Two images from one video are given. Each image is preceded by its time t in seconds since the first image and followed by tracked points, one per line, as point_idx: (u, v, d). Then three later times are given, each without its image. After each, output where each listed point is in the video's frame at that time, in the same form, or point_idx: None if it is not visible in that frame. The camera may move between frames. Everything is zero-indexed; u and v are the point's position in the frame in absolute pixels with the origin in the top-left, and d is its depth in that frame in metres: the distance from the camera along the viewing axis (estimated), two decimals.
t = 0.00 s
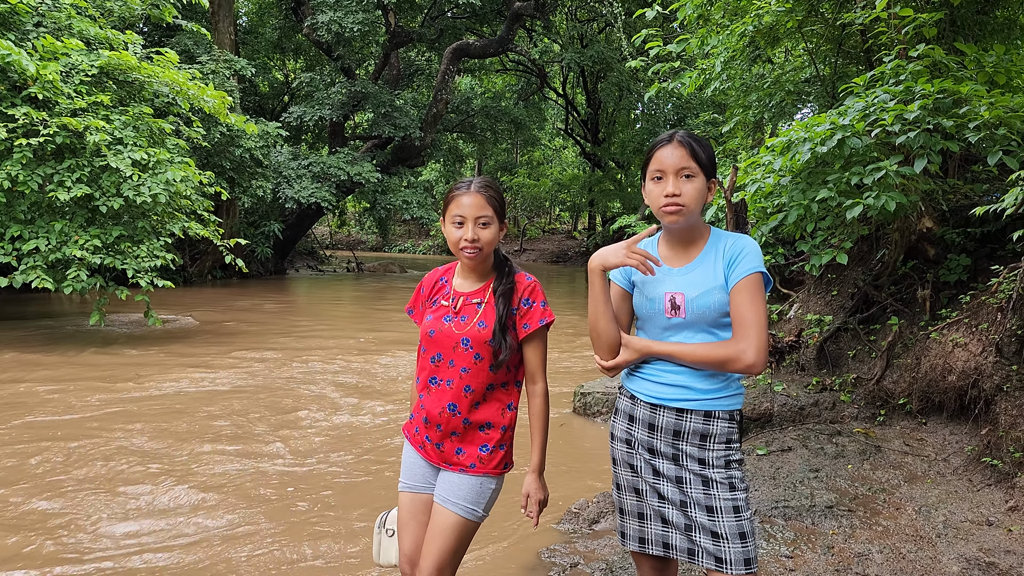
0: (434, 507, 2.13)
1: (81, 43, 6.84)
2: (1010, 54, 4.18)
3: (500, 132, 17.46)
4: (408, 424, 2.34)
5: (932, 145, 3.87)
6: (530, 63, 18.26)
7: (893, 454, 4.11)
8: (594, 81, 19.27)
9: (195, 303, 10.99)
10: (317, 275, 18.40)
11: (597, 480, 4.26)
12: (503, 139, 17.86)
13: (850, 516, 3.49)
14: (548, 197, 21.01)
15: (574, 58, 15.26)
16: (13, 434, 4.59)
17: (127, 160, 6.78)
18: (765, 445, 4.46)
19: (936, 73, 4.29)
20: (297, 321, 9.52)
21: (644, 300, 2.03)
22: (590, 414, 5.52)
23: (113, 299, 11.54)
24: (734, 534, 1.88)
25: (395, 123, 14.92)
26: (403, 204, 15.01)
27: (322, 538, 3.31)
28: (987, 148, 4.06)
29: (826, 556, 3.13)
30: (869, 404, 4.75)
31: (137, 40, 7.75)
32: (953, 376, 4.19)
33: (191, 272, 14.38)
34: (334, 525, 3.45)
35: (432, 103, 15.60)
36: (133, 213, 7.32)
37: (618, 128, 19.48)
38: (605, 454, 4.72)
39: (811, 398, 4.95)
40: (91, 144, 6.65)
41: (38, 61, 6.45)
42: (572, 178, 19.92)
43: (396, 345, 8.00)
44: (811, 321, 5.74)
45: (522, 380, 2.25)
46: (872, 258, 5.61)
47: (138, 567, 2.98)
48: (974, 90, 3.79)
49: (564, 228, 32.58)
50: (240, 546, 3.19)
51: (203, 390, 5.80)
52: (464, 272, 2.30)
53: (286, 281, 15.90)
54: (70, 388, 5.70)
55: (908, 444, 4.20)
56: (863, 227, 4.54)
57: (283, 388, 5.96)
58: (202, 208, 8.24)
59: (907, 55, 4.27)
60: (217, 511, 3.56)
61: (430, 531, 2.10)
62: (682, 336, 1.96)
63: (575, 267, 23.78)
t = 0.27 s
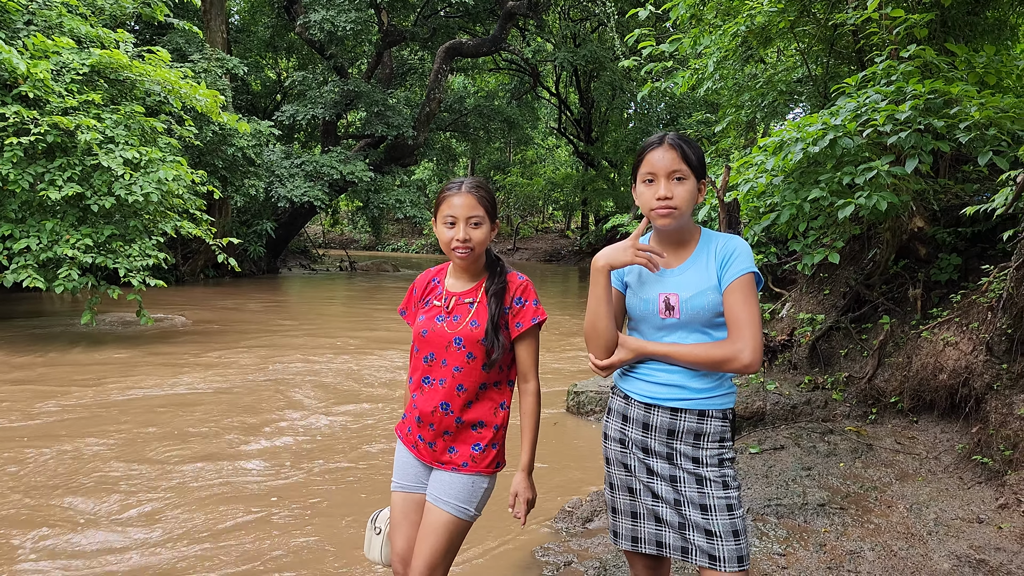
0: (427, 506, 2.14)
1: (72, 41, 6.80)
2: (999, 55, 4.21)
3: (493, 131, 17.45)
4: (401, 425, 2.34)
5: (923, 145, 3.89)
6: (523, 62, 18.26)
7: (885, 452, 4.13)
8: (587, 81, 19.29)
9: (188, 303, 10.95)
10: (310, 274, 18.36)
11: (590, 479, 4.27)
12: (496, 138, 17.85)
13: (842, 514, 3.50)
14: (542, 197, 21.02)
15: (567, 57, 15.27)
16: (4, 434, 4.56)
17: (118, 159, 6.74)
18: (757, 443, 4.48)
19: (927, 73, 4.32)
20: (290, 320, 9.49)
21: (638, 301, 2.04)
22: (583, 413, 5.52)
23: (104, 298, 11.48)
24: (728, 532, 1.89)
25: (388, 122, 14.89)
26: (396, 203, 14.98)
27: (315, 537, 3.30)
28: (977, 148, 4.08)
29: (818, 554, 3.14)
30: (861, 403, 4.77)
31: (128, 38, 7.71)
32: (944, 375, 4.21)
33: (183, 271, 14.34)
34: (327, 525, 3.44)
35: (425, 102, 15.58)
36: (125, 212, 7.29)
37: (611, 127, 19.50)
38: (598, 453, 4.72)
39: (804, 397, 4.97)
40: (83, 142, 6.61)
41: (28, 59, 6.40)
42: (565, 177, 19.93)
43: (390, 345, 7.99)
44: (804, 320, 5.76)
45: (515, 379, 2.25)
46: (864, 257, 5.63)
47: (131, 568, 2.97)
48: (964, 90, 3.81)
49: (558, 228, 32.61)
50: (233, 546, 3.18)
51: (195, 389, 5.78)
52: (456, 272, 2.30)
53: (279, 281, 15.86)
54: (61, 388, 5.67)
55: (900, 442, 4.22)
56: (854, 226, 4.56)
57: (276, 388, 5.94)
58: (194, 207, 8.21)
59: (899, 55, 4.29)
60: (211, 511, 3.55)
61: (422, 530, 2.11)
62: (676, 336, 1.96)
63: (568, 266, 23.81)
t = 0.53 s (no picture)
0: (424, 501, 2.13)
1: (66, 40, 6.78)
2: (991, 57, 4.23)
3: (488, 132, 17.46)
4: (400, 420, 2.34)
5: (917, 146, 3.91)
6: (518, 63, 18.27)
7: (879, 451, 4.14)
8: (582, 82, 19.31)
9: (181, 303, 10.91)
10: (304, 275, 18.33)
11: (585, 478, 4.27)
12: (491, 139, 17.86)
13: (837, 512, 3.52)
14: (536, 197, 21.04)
15: (561, 58, 15.27)
16: None
17: (112, 158, 6.72)
18: (752, 442, 4.49)
19: (921, 75, 4.34)
20: (284, 321, 9.48)
21: (637, 298, 2.04)
22: (578, 413, 5.53)
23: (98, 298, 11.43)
24: (726, 527, 1.89)
25: (383, 122, 14.89)
26: (391, 204, 14.97)
27: (311, 536, 3.30)
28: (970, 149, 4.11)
29: (812, 552, 3.15)
30: (855, 402, 4.79)
31: (123, 37, 7.69)
32: (937, 374, 4.23)
33: (176, 272, 14.30)
34: (323, 524, 3.44)
35: (420, 102, 15.58)
36: (119, 211, 7.26)
37: (605, 128, 19.54)
38: (593, 453, 4.73)
39: (798, 396, 4.98)
40: (77, 141, 6.59)
41: (22, 57, 6.38)
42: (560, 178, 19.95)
43: (385, 345, 7.98)
44: (798, 320, 5.78)
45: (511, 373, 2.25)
46: (858, 258, 5.62)
47: (126, 567, 2.96)
48: (958, 91, 3.83)
49: (552, 229, 32.64)
50: (229, 545, 3.18)
51: (190, 390, 5.77)
52: (453, 267, 2.31)
53: (273, 281, 15.83)
54: (55, 388, 5.65)
55: (894, 441, 4.24)
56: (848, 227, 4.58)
57: (271, 388, 5.93)
58: (188, 207, 8.19)
59: (893, 57, 4.31)
60: (206, 510, 3.54)
61: (419, 525, 2.11)
62: (676, 332, 1.97)
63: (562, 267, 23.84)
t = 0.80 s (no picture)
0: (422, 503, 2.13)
1: (63, 45, 6.77)
2: (986, 61, 4.24)
3: (485, 134, 17.47)
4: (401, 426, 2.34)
5: (913, 150, 3.92)
6: (515, 65, 18.29)
7: (876, 455, 4.15)
8: (579, 84, 19.31)
9: (178, 307, 10.90)
10: (301, 278, 18.31)
11: (583, 482, 4.27)
12: (488, 142, 17.88)
13: (834, 516, 3.52)
14: (534, 200, 21.05)
15: (558, 60, 15.28)
16: None
17: (109, 162, 6.71)
18: (750, 446, 4.50)
19: (916, 78, 4.35)
20: (281, 325, 9.47)
21: (635, 307, 2.04)
22: (576, 417, 5.53)
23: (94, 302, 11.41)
24: (724, 535, 1.89)
25: (379, 125, 14.89)
26: (388, 206, 14.96)
27: (309, 542, 3.29)
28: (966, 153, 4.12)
29: (810, 556, 3.15)
30: (852, 406, 4.80)
31: (119, 41, 7.68)
32: (934, 377, 4.23)
33: (173, 275, 14.30)
34: (321, 529, 3.43)
35: (417, 105, 15.58)
36: (116, 216, 7.25)
37: (601, 131, 19.56)
38: (591, 457, 4.73)
39: (795, 400, 4.99)
40: (73, 146, 6.58)
41: (19, 62, 6.37)
42: (557, 180, 19.96)
43: (382, 348, 7.98)
44: (795, 323, 5.79)
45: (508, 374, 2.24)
46: (855, 260, 5.54)
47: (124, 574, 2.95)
48: (953, 95, 3.84)
49: (549, 231, 32.66)
50: (227, 551, 3.17)
51: (187, 394, 5.76)
52: (448, 271, 2.31)
53: (270, 285, 15.81)
54: (52, 393, 5.64)
55: (891, 445, 4.24)
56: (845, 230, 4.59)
57: (268, 392, 5.92)
58: (185, 211, 8.17)
59: (888, 61, 4.32)
60: (204, 516, 3.53)
61: (417, 527, 2.11)
62: (673, 341, 1.97)
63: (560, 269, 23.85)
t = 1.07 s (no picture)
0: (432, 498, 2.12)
1: (61, 48, 6.78)
2: (985, 60, 4.24)
3: (484, 136, 17.47)
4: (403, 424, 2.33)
5: (912, 149, 3.91)
6: (514, 67, 18.31)
7: (877, 454, 4.15)
8: (578, 86, 19.33)
9: (178, 310, 10.89)
10: (301, 280, 18.30)
11: (584, 483, 4.27)
12: (487, 144, 17.88)
13: (835, 516, 3.52)
14: (533, 201, 21.04)
15: (557, 61, 15.28)
16: None
17: (109, 165, 6.71)
18: (750, 446, 4.49)
19: (915, 77, 4.35)
20: (281, 327, 9.47)
21: (634, 305, 2.04)
22: (576, 417, 5.53)
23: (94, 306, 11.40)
24: (724, 533, 1.89)
25: (379, 127, 14.90)
26: (388, 209, 14.96)
27: (309, 543, 3.28)
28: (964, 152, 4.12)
29: (811, 556, 3.15)
30: (852, 405, 4.79)
31: (118, 44, 7.69)
32: (934, 376, 4.23)
33: (173, 278, 14.30)
34: (321, 531, 3.43)
35: (416, 107, 15.58)
36: (115, 219, 7.25)
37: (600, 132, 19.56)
38: (592, 458, 4.73)
39: (795, 399, 4.99)
40: (72, 149, 6.58)
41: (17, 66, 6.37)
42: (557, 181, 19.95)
43: (382, 350, 7.98)
44: (795, 323, 5.78)
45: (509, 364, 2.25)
46: (855, 259, 5.54)
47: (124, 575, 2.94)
48: (952, 94, 3.84)
49: (549, 232, 32.66)
50: (227, 553, 3.17)
51: (188, 396, 5.76)
52: (442, 264, 2.29)
53: (269, 287, 15.81)
54: (52, 396, 5.64)
55: (891, 444, 4.24)
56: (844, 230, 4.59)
57: (268, 394, 5.92)
58: (185, 213, 8.17)
59: (887, 60, 4.33)
60: (204, 518, 3.53)
61: (428, 522, 2.08)
62: (672, 339, 1.97)
63: (559, 270, 23.84)
